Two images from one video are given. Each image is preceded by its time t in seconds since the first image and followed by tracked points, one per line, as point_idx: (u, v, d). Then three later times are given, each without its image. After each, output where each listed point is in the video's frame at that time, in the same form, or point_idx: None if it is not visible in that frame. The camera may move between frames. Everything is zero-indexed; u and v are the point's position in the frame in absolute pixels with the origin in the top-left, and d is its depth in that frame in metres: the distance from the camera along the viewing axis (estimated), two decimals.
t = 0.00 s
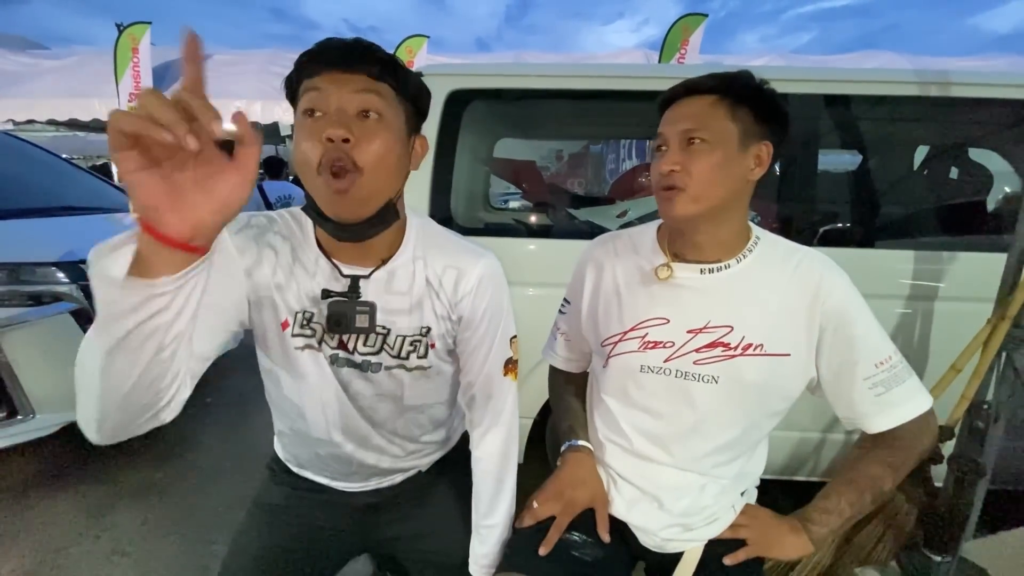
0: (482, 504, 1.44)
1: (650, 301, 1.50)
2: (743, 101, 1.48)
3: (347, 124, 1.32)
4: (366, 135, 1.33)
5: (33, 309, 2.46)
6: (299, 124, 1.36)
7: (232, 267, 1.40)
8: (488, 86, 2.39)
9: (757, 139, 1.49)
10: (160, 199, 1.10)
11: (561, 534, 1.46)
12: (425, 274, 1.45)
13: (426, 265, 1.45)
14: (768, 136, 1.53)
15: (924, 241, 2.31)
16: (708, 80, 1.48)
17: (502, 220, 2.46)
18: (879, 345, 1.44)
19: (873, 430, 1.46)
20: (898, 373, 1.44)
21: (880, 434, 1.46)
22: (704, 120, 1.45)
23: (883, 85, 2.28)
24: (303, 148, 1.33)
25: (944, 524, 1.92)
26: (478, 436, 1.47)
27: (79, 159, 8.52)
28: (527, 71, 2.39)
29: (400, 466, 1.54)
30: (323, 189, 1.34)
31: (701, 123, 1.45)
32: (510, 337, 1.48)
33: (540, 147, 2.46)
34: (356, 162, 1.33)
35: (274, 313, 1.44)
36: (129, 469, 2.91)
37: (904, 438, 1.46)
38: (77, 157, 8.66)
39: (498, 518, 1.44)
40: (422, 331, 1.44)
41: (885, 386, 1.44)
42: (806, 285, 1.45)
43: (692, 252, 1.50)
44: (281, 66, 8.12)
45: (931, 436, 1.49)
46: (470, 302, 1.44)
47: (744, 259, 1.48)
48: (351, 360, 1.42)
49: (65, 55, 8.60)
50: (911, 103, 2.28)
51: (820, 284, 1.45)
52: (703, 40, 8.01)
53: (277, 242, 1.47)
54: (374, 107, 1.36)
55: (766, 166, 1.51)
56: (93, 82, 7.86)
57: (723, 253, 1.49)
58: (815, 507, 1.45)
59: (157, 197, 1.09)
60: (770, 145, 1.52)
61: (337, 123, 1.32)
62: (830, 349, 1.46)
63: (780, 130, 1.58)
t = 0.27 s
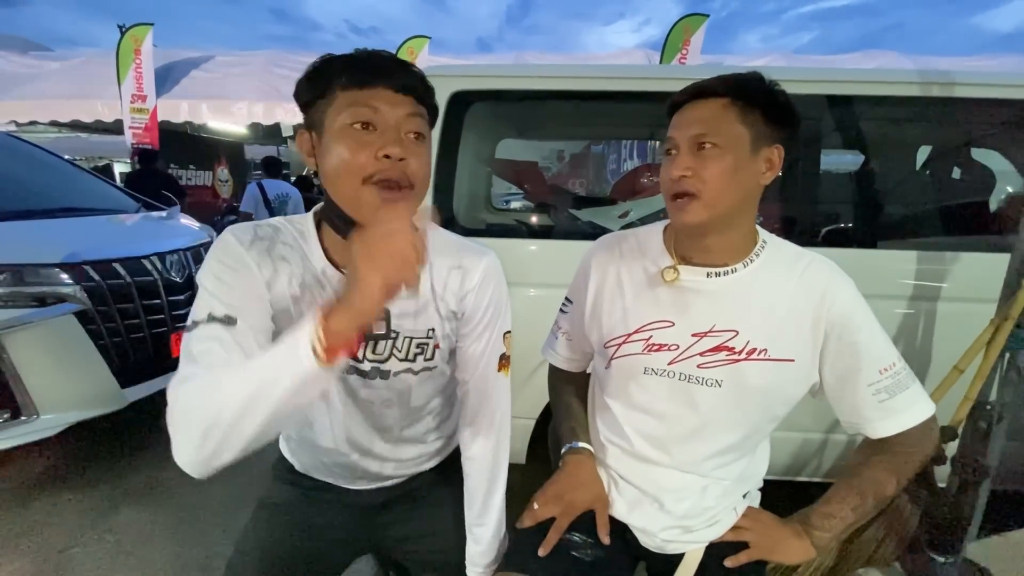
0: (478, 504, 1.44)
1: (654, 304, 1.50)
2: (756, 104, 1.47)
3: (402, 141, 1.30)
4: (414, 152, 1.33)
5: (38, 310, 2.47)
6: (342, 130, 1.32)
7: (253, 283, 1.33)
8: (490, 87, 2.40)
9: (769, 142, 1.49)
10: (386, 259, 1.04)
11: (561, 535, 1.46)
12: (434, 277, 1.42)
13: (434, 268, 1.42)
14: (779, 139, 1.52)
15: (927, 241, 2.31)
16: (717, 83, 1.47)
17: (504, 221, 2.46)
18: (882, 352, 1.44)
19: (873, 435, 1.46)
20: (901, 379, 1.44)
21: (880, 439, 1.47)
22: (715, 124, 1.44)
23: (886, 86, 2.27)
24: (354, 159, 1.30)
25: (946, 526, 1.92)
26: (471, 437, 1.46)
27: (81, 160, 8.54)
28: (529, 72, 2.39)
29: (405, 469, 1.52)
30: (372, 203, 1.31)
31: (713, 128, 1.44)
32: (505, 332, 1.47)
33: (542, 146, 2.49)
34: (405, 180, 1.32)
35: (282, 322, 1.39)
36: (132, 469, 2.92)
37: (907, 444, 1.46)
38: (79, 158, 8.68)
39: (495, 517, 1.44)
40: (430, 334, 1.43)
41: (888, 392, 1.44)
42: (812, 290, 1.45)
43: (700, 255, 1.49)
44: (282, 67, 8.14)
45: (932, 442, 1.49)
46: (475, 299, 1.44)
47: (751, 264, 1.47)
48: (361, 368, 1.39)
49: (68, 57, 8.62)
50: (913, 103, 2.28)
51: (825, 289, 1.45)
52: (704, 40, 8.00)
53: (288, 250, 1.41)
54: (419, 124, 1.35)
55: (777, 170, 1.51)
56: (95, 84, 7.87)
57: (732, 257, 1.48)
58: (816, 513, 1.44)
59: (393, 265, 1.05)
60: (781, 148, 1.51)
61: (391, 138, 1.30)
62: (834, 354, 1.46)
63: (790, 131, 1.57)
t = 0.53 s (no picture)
0: (489, 507, 1.45)
1: (654, 306, 1.50)
2: (757, 105, 1.46)
3: (419, 144, 1.33)
4: (431, 155, 1.35)
5: (40, 311, 2.48)
6: (361, 133, 1.34)
7: (257, 299, 1.35)
8: (491, 87, 2.40)
9: (768, 143, 1.49)
10: (353, 432, 1.25)
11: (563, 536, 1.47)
12: (448, 279, 1.45)
13: (447, 270, 1.45)
14: (779, 140, 1.52)
15: (928, 240, 2.31)
16: (717, 85, 1.47)
17: (505, 221, 2.46)
18: (881, 351, 1.44)
19: (872, 434, 1.47)
20: (900, 377, 1.44)
21: (882, 437, 1.47)
22: (715, 126, 1.44)
23: (887, 85, 2.27)
24: (374, 162, 1.32)
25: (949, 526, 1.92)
26: (477, 442, 1.46)
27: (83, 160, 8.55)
28: (530, 72, 2.39)
29: (413, 473, 1.52)
30: (391, 204, 1.33)
31: (712, 130, 1.43)
32: (515, 336, 1.48)
33: (542, 147, 2.49)
34: (423, 182, 1.35)
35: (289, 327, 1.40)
36: (134, 469, 2.92)
37: (907, 443, 1.46)
38: (81, 159, 8.70)
39: (505, 519, 1.46)
40: (443, 336, 1.44)
41: (887, 390, 1.44)
42: (812, 290, 1.45)
43: (700, 255, 1.49)
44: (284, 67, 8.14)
45: (930, 440, 1.49)
46: (489, 302, 1.45)
47: (751, 265, 1.47)
48: (373, 366, 1.41)
49: (70, 58, 8.64)
50: (914, 102, 2.28)
51: (825, 289, 1.45)
52: (704, 39, 7.99)
53: (297, 261, 1.41)
54: (436, 127, 1.37)
55: (778, 171, 1.51)
56: (97, 84, 7.88)
57: (731, 257, 1.48)
58: (817, 511, 1.45)
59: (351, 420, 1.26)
60: (781, 149, 1.51)
61: (410, 141, 1.33)
62: (834, 354, 1.46)
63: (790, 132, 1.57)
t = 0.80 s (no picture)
0: (485, 505, 1.45)
1: (656, 305, 1.50)
2: (756, 105, 1.47)
3: (444, 158, 1.30)
4: (451, 170, 1.32)
5: (42, 311, 2.48)
6: (385, 140, 1.29)
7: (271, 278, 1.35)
8: (491, 87, 2.40)
9: (769, 143, 1.49)
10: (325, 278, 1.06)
11: (564, 536, 1.47)
12: (449, 277, 1.44)
13: (449, 269, 1.44)
14: (780, 139, 1.52)
15: (929, 240, 2.31)
16: (716, 85, 1.47)
17: (506, 221, 2.47)
18: (880, 350, 1.44)
19: (871, 432, 1.47)
20: (899, 376, 1.43)
21: (882, 436, 1.47)
22: (717, 126, 1.44)
23: (887, 84, 2.27)
24: (395, 169, 1.27)
25: (949, 525, 1.92)
26: (477, 440, 1.47)
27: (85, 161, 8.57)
28: (530, 72, 2.39)
29: (414, 469, 1.52)
30: (406, 214, 1.29)
31: (714, 131, 1.44)
32: (515, 336, 1.48)
33: (543, 146, 2.48)
34: (441, 197, 1.31)
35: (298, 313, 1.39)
36: (136, 469, 2.93)
37: (905, 441, 1.46)
38: (83, 160, 8.71)
39: (503, 519, 1.46)
40: (445, 334, 1.44)
41: (886, 389, 1.44)
42: (812, 289, 1.46)
43: (700, 256, 1.49)
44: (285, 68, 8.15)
45: (929, 439, 1.49)
46: (490, 301, 1.45)
47: (752, 265, 1.47)
48: (376, 362, 1.41)
49: (71, 59, 8.65)
50: (914, 101, 2.28)
51: (826, 289, 1.45)
52: (705, 39, 7.99)
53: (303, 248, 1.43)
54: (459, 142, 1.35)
55: (779, 171, 1.51)
56: (98, 85, 7.89)
57: (733, 257, 1.49)
58: (817, 510, 1.45)
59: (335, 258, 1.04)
60: (782, 149, 1.52)
61: (438, 156, 1.29)
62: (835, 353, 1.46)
63: (790, 131, 1.57)
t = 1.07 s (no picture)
0: (486, 499, 1.48)
1: (658, 305, 1.50)
2: (753, 102, 1.46)
3: (472, 176, 1.32)
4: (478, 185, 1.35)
5: (43, 311, 2.49)
6: (421, 160, 1.29)
7: (306, 297, 1.29)
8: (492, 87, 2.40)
9: (768, 141, 1.49)
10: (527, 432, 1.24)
11: (566, 536, 1.47)
12: (461, 277, 1.46)
13: (460, 269, 1.46)
14: (779, 137, 1.52)
15: (930, 239, 2.31)
16: (712, 84, 1.47)
17: (506, 221, 2.47)
18: (882, 350, 1.44)
19: (873, 432, 1.47)
20: (901, 376, 1.44)
21: (885, 435, 1.47)
22: (714, 125, 1.44)
23: (888, 83, 2.27)
24: (426, 191, 1.29)
25: (950, 524, 1.92)
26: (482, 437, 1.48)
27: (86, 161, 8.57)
28: (530, 71, 2.39)
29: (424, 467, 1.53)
30: (436, 231, 1.33)
31: (711, 130, 1.43)
32: (517, 333, 1.50)
33: (545, 146, 2.47)
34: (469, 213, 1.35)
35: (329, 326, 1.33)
36: (137, 469, 2.93)
37: (907, 441, 1.46)
38: (84, 160, 8.72)
39: (504, 514, 1.49)
40: (456, 333, 1.45)
41: (888, 389, 1.44)
42: (814, 289, 1.46)
43: (701, 255, 1.49)
44: (285, 68, 8.15)
45: (930, 438, 1.49)
46: (498, 300, 1.47)
47: (754, 265, 1.47)
48: (394, 365, 1.40)
49: (72, 59, 8.65)
50: (915, 100, 2.28)
51: (828, 289, 1.45)
52: (705, 38, 7.99)
53: (332, 259, 1.36)
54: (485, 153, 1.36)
55: (778, 168, 1.51)
56: (99, 85, 7.90)
57: (734, 257, 1.49)
58: (819, 510, 1.45)
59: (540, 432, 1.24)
60: (780, 146, 1.51)
61: (470, 176, 1.31)
62: (837, 353, 1.47)
63: (788, 128, 1.57)
